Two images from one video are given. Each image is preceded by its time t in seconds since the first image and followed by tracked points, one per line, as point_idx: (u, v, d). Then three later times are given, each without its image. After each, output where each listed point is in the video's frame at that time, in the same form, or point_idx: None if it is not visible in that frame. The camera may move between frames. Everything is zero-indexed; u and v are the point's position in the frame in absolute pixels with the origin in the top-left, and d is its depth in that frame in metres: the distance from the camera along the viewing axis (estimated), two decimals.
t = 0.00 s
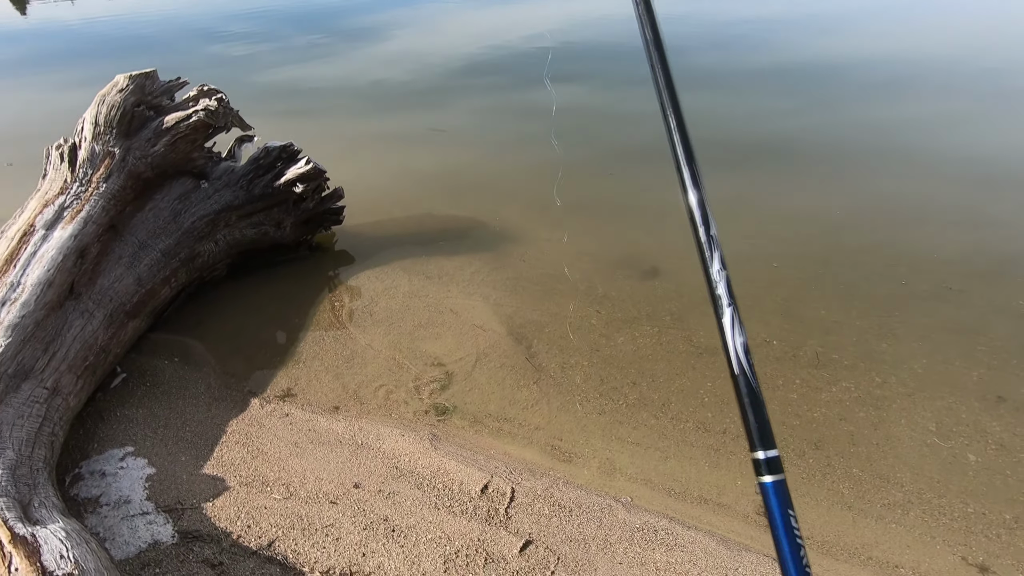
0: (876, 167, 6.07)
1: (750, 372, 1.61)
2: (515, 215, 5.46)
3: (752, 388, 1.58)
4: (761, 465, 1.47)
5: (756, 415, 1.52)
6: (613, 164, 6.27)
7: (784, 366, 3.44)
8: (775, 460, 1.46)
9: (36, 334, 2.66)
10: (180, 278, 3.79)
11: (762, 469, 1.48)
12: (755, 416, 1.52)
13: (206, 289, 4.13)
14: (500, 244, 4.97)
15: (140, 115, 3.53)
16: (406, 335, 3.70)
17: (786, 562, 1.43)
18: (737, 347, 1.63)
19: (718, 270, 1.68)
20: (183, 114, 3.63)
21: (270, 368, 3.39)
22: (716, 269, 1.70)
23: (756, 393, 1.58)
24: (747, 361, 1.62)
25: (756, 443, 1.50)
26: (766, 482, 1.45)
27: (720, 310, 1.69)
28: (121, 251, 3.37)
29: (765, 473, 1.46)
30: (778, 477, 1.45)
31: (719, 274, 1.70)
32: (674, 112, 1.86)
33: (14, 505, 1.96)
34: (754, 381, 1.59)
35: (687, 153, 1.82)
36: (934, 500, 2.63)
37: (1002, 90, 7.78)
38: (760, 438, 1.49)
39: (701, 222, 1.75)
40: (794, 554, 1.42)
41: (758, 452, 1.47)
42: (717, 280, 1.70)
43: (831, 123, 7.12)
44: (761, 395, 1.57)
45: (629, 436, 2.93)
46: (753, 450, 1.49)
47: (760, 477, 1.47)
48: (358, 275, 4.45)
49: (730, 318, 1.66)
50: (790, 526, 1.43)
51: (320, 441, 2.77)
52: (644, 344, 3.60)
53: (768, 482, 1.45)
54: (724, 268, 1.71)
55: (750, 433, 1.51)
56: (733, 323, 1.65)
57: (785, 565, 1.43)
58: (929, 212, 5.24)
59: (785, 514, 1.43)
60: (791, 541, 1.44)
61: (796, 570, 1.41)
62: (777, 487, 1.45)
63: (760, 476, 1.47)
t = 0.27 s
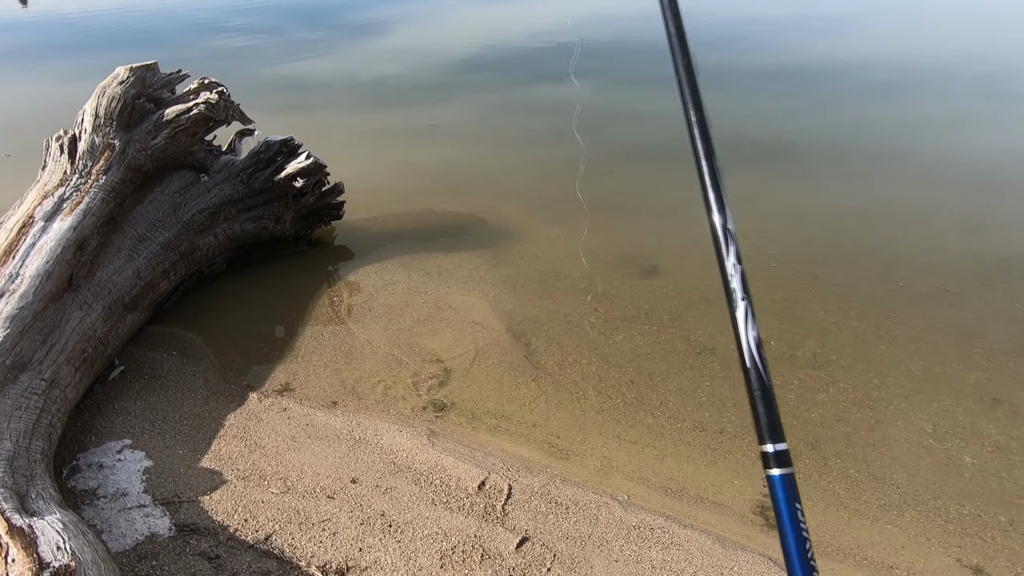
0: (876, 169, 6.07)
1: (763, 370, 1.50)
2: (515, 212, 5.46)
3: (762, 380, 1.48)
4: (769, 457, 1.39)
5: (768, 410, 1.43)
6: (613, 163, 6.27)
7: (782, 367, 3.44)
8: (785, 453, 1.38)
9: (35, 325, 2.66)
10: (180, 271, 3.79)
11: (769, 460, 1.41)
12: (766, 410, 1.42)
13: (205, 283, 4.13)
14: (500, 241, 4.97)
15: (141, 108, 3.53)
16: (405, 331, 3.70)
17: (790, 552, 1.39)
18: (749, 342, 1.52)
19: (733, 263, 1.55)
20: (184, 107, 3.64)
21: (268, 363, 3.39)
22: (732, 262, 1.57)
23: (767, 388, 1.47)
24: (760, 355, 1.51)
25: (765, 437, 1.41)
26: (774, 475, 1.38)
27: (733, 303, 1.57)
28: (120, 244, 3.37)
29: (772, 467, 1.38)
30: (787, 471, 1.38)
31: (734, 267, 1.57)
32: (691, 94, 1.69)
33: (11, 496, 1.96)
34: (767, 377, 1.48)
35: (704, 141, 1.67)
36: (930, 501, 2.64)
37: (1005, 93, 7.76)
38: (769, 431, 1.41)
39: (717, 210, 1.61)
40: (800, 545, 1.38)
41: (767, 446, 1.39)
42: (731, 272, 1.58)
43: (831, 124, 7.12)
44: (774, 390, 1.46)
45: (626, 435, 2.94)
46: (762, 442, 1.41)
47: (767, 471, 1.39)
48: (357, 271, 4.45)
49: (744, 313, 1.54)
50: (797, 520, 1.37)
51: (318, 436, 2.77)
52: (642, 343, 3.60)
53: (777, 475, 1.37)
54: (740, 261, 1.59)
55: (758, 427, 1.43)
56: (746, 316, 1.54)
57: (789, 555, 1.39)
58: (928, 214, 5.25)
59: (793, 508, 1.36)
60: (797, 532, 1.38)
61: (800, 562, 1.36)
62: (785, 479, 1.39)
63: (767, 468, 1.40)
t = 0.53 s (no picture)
0: (876, 171, 6.07)
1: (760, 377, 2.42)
2: (514, 211, 5.46)
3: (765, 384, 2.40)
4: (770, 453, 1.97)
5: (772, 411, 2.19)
6: (613, 161, 6.27)
7: (779, 367, 3.45)
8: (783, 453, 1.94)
9: (34, 318, 2.65)
10: (178, 265, 3.78)
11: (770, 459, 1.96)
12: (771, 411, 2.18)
13: (203, 278, 4.12)
14: (499, 238, 4.97)
15: (141, 102, 3.52)
16: (404, 327, 3.70)
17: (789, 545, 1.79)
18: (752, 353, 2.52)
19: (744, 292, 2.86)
20: (184, 101, 3.64)
21: (266, 358, 3.39)
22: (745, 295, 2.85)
23: (770, 384, 2.39)
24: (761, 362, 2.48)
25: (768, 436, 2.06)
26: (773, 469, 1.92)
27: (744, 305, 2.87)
28: (119, 237, 3.36)
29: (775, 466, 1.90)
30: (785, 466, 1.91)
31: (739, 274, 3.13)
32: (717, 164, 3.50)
33: (9, 489, 1.96)
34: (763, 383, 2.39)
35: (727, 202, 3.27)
36: (925, 503, 2.64)
37: (1007, 97, 7.76)
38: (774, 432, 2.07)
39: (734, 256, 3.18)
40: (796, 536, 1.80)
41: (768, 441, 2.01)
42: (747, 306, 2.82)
43: (831, 125, 7.13)
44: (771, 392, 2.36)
45: (623, 433, 2.94)
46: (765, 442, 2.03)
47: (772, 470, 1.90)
48: (356, 267, 4.45)
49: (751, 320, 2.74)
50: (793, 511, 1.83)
51: (315, 432, 2.77)
52: (641, 342, 3.61)
53: (779, 471, 1.87)
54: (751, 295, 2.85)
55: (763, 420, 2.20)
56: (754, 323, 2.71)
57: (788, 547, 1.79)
58: (927, 216, 5.25)
59: (790, 505, 1.82)
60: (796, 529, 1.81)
61: (797, 547, 1.77)
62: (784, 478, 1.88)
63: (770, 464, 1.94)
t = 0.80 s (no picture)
0: (873, 173, 6.09)
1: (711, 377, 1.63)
2: (512, 210, 5.46)
3: (713, 394, 1.60)
4: (719, 465, 1.45)
5: (718, 420, 1.52)
6: (611, 162, 6.28)
7: (775, 368, 3.46)
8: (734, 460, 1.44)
9: (29, 315, 2.64)
10: (175, 263, 3.77)
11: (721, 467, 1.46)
12: (716, 420, 1.52)
13: (200, 276, 4.12)
14: (497, 238, 4.97)
15: (138, 99, 3.51)
16: (401, 327, 3.70)
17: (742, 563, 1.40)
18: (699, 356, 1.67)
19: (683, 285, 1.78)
20: (182, 99, 3.64)
21: (262, 356, 3.39)
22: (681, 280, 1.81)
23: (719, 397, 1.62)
24: (709, 369, 1.64)
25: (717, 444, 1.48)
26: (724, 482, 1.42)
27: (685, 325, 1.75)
28: (116, 235, 3.35)
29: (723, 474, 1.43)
30: (736, 477, 1.42)
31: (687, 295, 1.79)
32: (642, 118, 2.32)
33: (2, 486, 1.96)
34: (717, 389, 1.61)
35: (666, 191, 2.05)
36: (919, 504, 2.65)
37: (1004, 100, 7.77)
38: (721, 439, 1.48)
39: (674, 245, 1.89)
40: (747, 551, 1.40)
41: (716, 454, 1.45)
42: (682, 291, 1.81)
43: (828, 128, 7.14)
44: (723, 402, 1.58)
45: (619, 434, 2.95)
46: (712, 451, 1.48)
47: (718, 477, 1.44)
48: (354, 266, 4.45)
49: (693, 328, 1.72)
50: (745, 525, 1.40)
51: (311, 430, 2.77)
52: (637, 342, 3.61)
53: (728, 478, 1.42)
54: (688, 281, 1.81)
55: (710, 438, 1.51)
56: (697, 332, 1.70)
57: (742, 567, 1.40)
58: (923, 219, 5.27)
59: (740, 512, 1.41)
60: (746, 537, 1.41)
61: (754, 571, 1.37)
62: (735, 486, 1.42)
63: (719, 476, 1.44)
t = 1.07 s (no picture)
0: (872, 175, 6.08)
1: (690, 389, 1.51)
2: (512, 210, 5.46)
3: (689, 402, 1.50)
4: (697, 471, 1.40)
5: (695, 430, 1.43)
6: (612, 162, 6.27)
7: (775, 369, 3.46)
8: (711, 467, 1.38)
9: (28, 313, 2.64)
10: (174, 262, 3.76)
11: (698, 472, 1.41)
12: (693, 427, 1.44)
13: (200, 274, 4.11)
14: (497, 238, 4.96)
15: (138, 97, 3.51)
16: (400, 326, 3.69)
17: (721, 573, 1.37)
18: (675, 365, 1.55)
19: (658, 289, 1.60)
20: (182, 97, 3.63)
21: (262, 355, 3.39)
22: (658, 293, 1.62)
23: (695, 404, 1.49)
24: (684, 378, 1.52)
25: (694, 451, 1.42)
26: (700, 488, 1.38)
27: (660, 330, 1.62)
28: (115, 233, 3.35)
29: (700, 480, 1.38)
30: (715, 483, 1.38)
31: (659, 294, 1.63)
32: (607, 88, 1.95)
33: None
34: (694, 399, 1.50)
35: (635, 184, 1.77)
36: (918, 506, 2.65)
37: (1004, 103, 7.77)
38: (698, 446, 1.41)
39: (645, 245, 1.66)
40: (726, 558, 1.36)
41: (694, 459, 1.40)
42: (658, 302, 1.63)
43: (828, 129, 7.14)
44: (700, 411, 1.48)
45: (619, 434, 2.95)
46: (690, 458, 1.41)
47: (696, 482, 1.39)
48: (354, 265, 4.44)
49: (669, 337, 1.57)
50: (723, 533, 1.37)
51: (311, 430, 2.77)
52: (637, 343, 3.61)
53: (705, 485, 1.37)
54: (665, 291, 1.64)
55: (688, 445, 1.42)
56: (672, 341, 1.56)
57: None
58: (922, 221, 5.26)
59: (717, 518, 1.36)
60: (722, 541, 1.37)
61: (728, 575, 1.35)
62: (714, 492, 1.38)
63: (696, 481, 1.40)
